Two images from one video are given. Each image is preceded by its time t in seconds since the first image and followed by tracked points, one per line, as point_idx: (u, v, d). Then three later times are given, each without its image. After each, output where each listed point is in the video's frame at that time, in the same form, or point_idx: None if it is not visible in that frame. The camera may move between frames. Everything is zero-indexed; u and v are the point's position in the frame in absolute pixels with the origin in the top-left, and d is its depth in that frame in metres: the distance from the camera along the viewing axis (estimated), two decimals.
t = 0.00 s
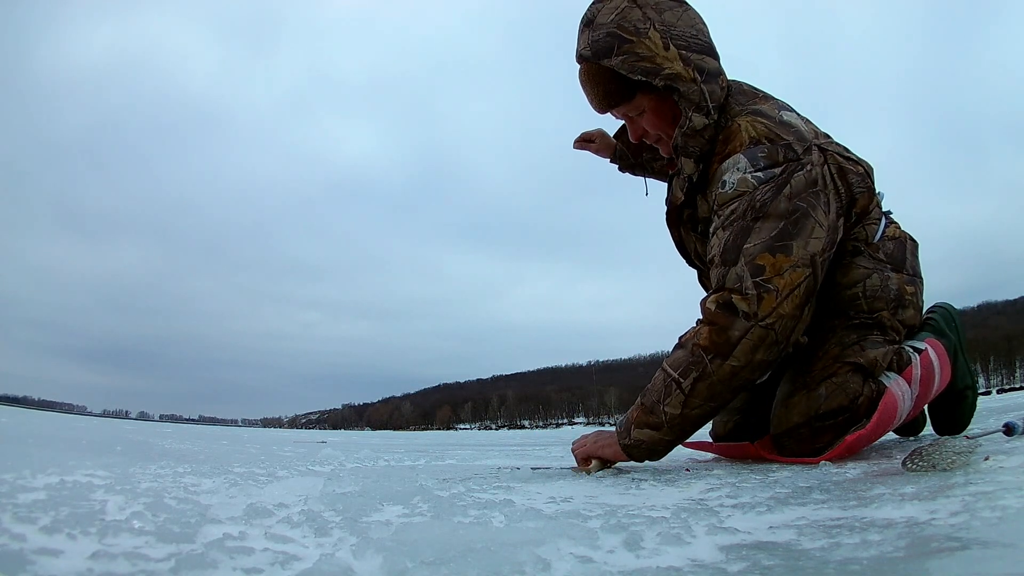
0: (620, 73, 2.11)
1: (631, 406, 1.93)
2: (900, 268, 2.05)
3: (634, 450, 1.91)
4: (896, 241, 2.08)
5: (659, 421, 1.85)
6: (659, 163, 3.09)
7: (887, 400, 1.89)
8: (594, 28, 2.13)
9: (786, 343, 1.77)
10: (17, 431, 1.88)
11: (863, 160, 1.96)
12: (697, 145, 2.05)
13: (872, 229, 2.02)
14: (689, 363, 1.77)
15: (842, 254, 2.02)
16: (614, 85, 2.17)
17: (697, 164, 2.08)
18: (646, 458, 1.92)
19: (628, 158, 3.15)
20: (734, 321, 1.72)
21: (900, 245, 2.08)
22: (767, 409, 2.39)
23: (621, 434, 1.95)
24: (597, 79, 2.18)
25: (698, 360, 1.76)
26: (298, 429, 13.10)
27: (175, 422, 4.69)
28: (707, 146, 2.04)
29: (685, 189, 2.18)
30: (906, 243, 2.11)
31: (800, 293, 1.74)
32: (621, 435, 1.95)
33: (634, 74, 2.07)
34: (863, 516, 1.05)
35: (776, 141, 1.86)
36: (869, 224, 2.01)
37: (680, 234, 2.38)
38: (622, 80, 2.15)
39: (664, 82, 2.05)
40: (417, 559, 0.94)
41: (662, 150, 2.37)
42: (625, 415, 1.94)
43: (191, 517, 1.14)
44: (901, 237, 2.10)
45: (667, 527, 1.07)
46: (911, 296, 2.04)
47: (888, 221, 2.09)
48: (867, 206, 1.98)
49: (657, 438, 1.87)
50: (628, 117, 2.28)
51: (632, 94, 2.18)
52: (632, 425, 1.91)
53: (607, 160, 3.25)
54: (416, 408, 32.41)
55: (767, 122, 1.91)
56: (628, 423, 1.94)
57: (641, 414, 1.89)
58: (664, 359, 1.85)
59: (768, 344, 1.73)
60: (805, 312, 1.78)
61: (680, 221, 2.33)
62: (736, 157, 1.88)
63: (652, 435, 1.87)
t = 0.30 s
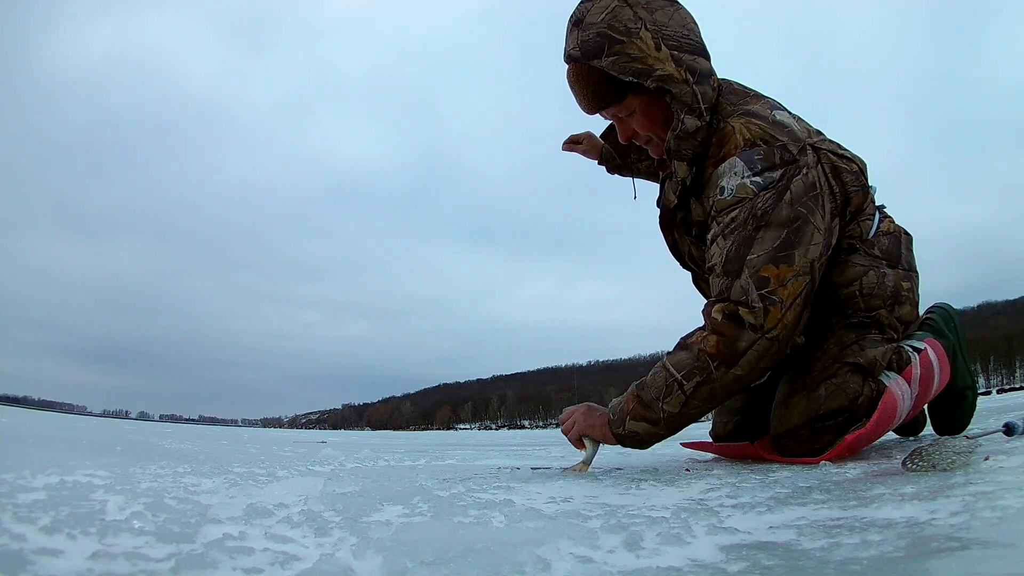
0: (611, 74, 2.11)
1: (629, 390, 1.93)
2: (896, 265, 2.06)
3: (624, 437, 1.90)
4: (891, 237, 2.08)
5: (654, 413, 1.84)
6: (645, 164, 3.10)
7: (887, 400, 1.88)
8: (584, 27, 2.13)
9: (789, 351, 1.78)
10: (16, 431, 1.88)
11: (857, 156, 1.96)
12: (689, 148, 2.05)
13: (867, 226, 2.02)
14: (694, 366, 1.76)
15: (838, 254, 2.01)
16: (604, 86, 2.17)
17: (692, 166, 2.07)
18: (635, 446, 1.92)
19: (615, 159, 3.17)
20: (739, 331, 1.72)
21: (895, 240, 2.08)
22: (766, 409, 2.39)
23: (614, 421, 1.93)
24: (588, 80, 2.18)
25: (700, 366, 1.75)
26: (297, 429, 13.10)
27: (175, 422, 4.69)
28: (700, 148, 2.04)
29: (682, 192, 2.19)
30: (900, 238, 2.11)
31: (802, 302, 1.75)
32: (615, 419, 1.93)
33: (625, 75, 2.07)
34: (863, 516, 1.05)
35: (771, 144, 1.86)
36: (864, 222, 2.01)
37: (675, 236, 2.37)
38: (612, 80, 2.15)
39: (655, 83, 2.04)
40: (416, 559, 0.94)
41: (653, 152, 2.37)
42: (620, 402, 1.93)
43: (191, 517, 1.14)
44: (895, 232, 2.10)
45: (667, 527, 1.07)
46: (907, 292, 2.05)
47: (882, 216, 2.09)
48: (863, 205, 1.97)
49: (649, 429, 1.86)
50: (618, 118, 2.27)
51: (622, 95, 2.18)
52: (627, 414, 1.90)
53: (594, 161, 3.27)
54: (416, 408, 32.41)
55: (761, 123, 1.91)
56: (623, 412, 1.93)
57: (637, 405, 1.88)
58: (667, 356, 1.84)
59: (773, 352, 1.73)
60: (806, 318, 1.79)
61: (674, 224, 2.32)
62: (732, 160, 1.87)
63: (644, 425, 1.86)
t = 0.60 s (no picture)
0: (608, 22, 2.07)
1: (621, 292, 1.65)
2: (881, 237, 2.03)
3: (612, 343, 1.61)
4: (876, 210, 2.06)
5: (656, 321, 1.61)
6: (613, 165, 3.13)
7: (894, 399, 1.89)
8: None
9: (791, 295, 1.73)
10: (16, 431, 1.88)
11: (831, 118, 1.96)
12: (672, 96, 2.04)
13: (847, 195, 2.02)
14: (715, 284, 1.61)
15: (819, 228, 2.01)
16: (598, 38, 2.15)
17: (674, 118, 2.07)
18: (615, 354, 1.62)
19: (583, 163, 3.19)
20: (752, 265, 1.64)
21: (879, 213, 2.06)
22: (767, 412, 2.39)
23: (602, 321, 1.62)
24: (582, 28, 2.15)
25: (717, 290, 1.60)
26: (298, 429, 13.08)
27: (175, 422, 4.69)
28: (682, 100, 2.04)
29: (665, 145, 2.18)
30: (885, 213, 2.08)
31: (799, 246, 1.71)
32: (603, 320, 1.62)
33: (621, 24, 2.03)
34: (863, 516, 1.05)
35: (747, 88, 1.86)
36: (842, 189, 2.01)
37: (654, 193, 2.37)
38: (606, 30, 2.13)
39: (651, 31, 2.00)
40: (417, 559, 0.94)
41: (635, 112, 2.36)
42: (614, 298, 1.65)
43: (191, 517, 1.15)
44: (881, 207, 2.07)
45: (667, 528, 1.07)
46: (895, 267, 2.01)
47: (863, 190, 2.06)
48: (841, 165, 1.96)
49: (645, 341, 1.61)
50: (608, 73, 2.23)
51: (615, 47, 2.15)
52: (622, 312, 1.62)
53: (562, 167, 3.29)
54: (416, 408, 32.41)
55: (735, 74, 1.93)
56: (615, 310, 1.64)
57: (637, 305, 1.62)
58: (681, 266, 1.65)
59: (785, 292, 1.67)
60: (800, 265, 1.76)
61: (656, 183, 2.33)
62: (711, 104, 1.84)
63: (638, 330, 1.60)
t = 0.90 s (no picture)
0: None
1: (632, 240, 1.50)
2: (886, 226, 2.02)
3: (625, 300, 1.45)
4: (881, 198, 2.05)
5: (677, 277, 1.46)
6: (574, 124, 3.18)
7: (915, 412, 1.87)
8: None
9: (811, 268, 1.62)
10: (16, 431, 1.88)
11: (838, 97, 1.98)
12: (679, 56, 1.92)
13: (851, 181, 2.00)
14: (742, 242, 1.49)
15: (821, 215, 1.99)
16: None
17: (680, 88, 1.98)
18: (627, 312, 1.45)
19: (541, 116, 3.24)
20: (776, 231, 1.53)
21: (884, 201, 2.05)
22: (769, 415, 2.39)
23: (611, 271, 1.46)
24: None
25: (741, 249, 1.48)
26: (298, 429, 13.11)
27: (175, 422, 4.69)
28: (688, 61, 1.92)
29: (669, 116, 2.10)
30: (891, 199, 2.07)
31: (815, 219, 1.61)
32: (612, 270, 1.46)
33: None
34: (862, 516, 1.05)
35: (758, 53, 1.77)
36: (849, 177, 1.99)
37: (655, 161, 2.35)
38: None
39: None
40: (417, 559, 0.94)
41: (643, 76, 2.30)
42: (627, 244, 1.49)
43: (191, 517, 1.15)
44: (887, 194, 2.07)
45: (667, 528, 1.07)
46: (901, 255, 2.00)
47: (871, 175, 2.06)
48: (849, 149, 1.96)
49: (661, 299, 1.45)
50: (624, 26, 2.14)
51: None
52: (636, 258, 1.47)
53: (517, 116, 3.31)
54: (416, 408, 32.41)
55: (745, 39, 1.83)
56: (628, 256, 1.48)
57: (654, 253, 1.47)
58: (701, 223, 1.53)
59: (809, 268, 1.56)
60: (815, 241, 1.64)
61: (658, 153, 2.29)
62: (720, 69, 1.74)
63: (657, 283, 1.45)
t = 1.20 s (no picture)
0: None
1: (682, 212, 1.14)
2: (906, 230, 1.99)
3: (698, 304, 1.08)
4: (902, 199, 2.00)
5: (754, 267, 1.12)
6: (558, 60, 3.07)
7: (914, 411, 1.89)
8: None
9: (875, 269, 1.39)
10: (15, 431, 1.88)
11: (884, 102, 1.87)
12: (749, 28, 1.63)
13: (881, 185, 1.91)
14: (818, 228, 1.20)
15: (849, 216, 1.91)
16: None
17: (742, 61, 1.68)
18: (699, 320, 1.09)
19: (524, 43, 3.08)
20: (847, 217, 1.26)
21: (906, 203, 2.00)
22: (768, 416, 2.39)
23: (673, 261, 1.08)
24: None
25: (816, 235, 1.19)
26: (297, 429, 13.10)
27: (174, 423, 4.69)
28: (757, 34, 1.62)
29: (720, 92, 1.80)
30: (913, 202, 2.02)
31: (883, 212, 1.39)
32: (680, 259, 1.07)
33: None
34: (863, 516, 1.05)
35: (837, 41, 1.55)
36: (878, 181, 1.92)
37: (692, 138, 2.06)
38: None
39: None
40: (416, 559, 0.94)
41: (689, 39, 1.94)
42: (691, 223, 1.11)
43: (191, 517, 1.15)
44: (908, 195, 2.02)
45: (667, 527, 1.07)
46: (918, 261, 1.98)
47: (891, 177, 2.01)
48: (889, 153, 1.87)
49: (729, 299, 1.10)
50: None
51: None
52: (712, 244, 1.09)
53: (495, 32, 3.11)
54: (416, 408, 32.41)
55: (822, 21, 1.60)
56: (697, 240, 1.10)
57: (730, 237, 1.12)
58: (764, 202, 1.22)
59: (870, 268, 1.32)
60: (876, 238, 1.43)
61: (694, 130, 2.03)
62: (799, 46, 1.51)
63: (736, 278, 1.10)
